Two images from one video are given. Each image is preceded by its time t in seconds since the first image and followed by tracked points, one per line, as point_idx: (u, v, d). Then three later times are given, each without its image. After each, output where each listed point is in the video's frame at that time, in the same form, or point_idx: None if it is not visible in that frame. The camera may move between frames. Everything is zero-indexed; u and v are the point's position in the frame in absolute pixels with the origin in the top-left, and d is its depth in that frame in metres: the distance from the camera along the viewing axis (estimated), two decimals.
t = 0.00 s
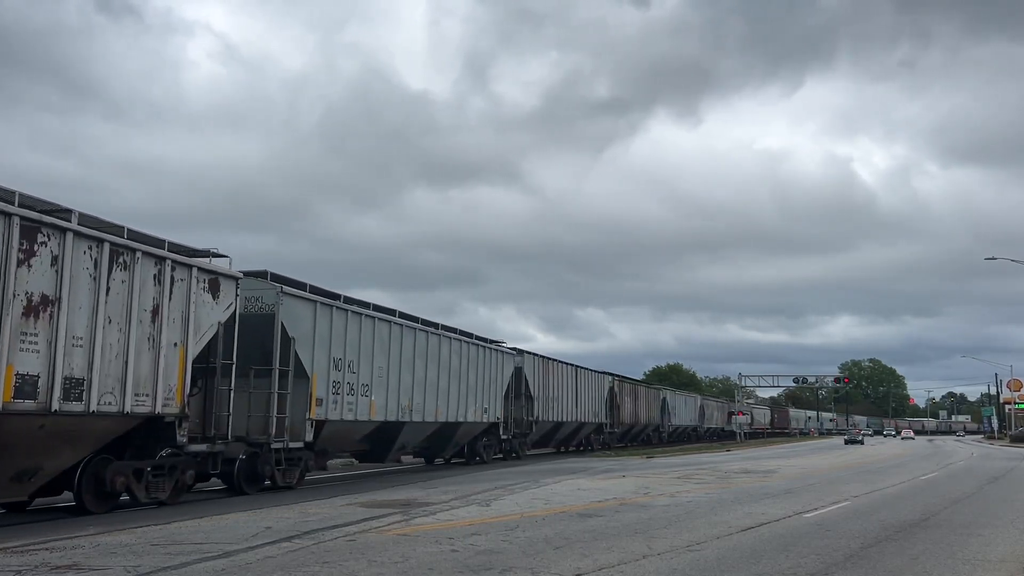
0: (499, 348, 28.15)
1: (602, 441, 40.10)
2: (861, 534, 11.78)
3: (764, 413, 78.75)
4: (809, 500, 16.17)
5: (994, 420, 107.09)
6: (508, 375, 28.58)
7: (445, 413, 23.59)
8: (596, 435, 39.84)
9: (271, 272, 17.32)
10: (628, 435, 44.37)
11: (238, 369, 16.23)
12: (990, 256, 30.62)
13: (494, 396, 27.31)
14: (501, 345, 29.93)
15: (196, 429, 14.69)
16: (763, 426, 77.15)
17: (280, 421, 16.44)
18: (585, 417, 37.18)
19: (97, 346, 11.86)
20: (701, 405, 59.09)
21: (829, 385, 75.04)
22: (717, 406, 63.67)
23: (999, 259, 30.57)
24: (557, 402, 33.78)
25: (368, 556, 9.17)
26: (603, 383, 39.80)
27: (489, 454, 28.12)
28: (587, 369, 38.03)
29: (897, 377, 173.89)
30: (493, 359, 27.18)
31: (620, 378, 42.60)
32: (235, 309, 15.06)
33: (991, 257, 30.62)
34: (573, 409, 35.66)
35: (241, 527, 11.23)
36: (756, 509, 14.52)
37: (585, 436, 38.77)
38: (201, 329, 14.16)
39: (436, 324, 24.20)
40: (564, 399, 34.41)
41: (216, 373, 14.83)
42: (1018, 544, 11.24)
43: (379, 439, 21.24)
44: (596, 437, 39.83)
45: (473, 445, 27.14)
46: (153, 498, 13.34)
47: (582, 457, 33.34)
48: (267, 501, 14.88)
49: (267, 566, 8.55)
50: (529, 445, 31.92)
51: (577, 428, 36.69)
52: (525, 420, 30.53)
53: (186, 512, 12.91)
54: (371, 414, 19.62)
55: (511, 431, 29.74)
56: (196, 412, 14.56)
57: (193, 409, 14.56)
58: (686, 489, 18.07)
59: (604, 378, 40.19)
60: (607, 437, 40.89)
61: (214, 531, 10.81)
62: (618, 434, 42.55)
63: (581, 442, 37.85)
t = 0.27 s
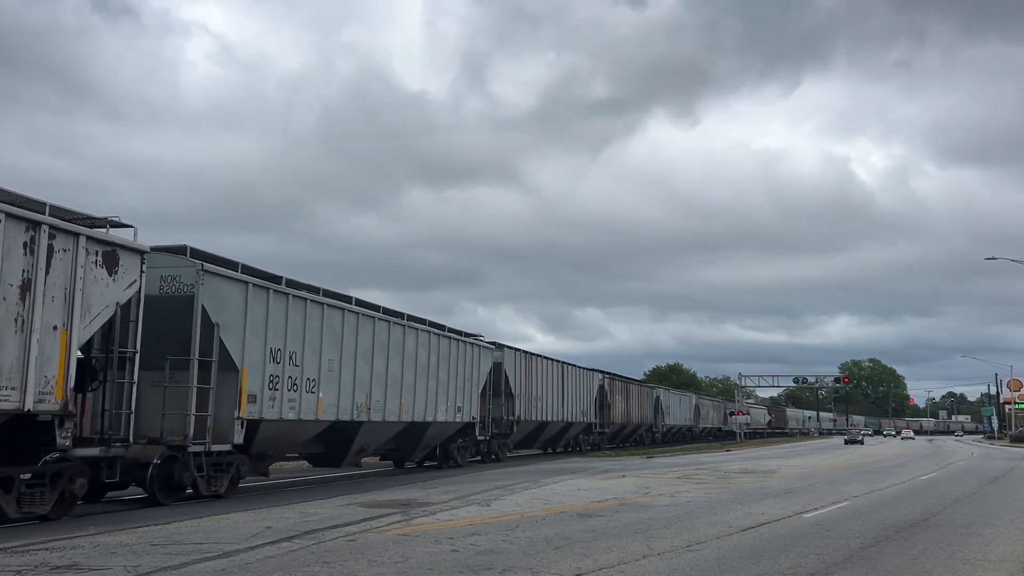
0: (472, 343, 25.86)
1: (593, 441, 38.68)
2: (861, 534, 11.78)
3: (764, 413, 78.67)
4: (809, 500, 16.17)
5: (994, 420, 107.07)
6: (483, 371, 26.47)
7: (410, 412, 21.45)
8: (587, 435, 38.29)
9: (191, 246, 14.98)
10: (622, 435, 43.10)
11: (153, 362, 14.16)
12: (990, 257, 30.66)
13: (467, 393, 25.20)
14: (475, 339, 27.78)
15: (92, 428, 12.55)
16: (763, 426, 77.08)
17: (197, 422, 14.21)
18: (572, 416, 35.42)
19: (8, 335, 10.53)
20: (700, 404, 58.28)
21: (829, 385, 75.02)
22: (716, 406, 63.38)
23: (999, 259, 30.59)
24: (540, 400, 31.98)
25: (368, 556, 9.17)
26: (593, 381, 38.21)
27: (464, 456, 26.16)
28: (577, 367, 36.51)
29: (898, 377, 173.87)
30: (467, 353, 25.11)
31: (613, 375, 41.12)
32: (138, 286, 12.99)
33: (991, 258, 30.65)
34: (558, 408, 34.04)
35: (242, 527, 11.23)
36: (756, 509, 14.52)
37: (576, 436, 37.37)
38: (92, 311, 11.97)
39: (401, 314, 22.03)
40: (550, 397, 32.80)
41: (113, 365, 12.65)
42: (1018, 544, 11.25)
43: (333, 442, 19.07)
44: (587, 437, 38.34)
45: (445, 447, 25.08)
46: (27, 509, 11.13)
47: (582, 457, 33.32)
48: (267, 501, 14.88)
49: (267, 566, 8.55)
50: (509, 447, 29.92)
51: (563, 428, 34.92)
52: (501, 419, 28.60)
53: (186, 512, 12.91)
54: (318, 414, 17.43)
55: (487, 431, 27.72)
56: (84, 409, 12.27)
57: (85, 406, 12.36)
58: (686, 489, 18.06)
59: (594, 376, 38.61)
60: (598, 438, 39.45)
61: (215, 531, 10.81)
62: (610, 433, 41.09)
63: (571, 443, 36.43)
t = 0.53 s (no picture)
0: (436, 334, 22.59)
1: (582, 441, 37.19)
2: (861, 534, 11.78)
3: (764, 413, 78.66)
4: (809, 500, 16.17)
5: (994, 420, 107.03)
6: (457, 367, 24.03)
7: (369, 411, 18.91)
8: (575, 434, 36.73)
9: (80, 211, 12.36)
10: (613, 435, 41.81)
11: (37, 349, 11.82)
12: (990, 257, 30.68)
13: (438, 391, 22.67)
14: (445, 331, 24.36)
15: None
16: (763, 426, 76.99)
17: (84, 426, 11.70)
18: (557, 414, 33.36)
19: None
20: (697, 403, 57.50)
21: (829, 385, 75.00)
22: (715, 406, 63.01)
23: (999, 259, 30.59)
24: (523, 398, 29.81)
25: (368, 556, 9.17)
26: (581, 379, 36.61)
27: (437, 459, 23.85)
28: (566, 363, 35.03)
29: (897, 377, 173.86)
30: (438, 347, 22.64)
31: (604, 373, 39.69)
32: (1, 252, 11.62)
33: (991, 257, 30.67)
34: (543, 406, 31.89)
35: (242, 527, 11.23)
36: (756, 509, 14.52)
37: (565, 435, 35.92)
38: None
39: (359, 300, 19.35)
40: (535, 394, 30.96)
41: None
42: (1018, 543, 11.24)
43: (278, 445, 16.63)
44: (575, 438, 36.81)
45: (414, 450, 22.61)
46: None
47: (582, 457, 33.30)
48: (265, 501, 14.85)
49: (267, 566, 8.54)
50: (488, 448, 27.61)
51: (548, 427, 32.71)
52: (480, 418, 26.19)
53: (185, 512, 12.89)
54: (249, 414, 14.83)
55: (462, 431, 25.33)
56: None
57: None
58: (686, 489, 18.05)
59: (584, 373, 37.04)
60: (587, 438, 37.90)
61: (215, 531, 10.80)
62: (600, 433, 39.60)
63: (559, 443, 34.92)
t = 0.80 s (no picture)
0: (396, 323, 20.63)
1: (570, 442, 35.77)
2: (861, 534, 11.78)
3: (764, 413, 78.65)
4: (809, 501, 16.17)
5: (994, 420, 106.98)
6: (421, 361, 22.14)
7: (314, 410, 17.03)
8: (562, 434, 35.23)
9: None
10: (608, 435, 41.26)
11: None
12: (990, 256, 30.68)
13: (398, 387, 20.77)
14: (412, 320, 22.56)
15: None
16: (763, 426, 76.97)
17: None
18: (541, 413, 31.60)
19: None
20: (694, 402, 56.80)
21: (829, 385, 74.98)
22: (713, 406, 62.56)
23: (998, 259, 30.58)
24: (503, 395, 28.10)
25: (368, 556, 9.17)
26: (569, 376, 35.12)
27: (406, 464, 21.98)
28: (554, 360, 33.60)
29: (897, 377, 173.79)
30: (398, 338, 20.72)
31: (595, 370, 38.32)
32: None
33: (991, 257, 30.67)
34: (525, 404, 30.10)
35: (241, 527, 11.23)
36: (756, 509, 14.51)
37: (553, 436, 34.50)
38: None
39: (307, 286, 17.37)
40: (518, 392, 29.31)
41: None
42: (1018, 543, 11.24)
43: (206, 447, 14.79)
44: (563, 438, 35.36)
45: (375, 453, 20.68)
46: None
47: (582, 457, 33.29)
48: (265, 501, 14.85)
49: (267, 566, 8.55)
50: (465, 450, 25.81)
51: (531, 426, 30.95)
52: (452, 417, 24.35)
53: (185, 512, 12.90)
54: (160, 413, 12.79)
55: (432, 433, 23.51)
56: None
57: None
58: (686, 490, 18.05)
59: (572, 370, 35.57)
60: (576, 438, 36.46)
61: (215, 531, 10.81)
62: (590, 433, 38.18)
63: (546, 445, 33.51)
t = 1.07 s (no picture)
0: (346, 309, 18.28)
1: (557, 442, 34.28)
2: (861, 534, 11.77)
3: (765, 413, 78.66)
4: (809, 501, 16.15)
5: (994, 420, 106.92)
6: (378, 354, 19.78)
7: (246, 408, 14.62)
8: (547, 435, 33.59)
9: None
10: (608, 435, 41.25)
11: None
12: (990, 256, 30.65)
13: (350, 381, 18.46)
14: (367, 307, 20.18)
15: None
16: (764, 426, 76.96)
17: None
18: (522, 412, 29.78)
19: None
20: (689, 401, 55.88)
21: (829, 386, 74.96)
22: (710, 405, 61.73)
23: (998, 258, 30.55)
24: (479, 393, 26.37)
25: (368, 556, 9.17)
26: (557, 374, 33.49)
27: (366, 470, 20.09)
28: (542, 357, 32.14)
29: (897, 377, 173.74)
30: (349, 328, 18.38)
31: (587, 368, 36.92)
32: None
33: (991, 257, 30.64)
34: (504, 402, 28.38)
35: (241, 527, 11.23)
36: (756, 509, 14.50)
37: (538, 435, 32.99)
38: None
39: (239, 265, 14.95)
40: (496, 390, 27.67)
41: None
42: (1018, 544, 11.23)
43: (108, 450, 12.42)
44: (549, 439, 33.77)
45: (326, 457, 18.64)
46: None
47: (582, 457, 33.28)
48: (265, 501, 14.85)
49: (267, 566, 8.54)
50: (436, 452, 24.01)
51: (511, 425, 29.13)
52: (422, 418, 22.54)
53: (185, 512, 12.89)
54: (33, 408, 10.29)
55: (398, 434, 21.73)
56: None
57: None
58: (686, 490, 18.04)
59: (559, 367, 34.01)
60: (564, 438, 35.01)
61: (215, 531, 10.80)
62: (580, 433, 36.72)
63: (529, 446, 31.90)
